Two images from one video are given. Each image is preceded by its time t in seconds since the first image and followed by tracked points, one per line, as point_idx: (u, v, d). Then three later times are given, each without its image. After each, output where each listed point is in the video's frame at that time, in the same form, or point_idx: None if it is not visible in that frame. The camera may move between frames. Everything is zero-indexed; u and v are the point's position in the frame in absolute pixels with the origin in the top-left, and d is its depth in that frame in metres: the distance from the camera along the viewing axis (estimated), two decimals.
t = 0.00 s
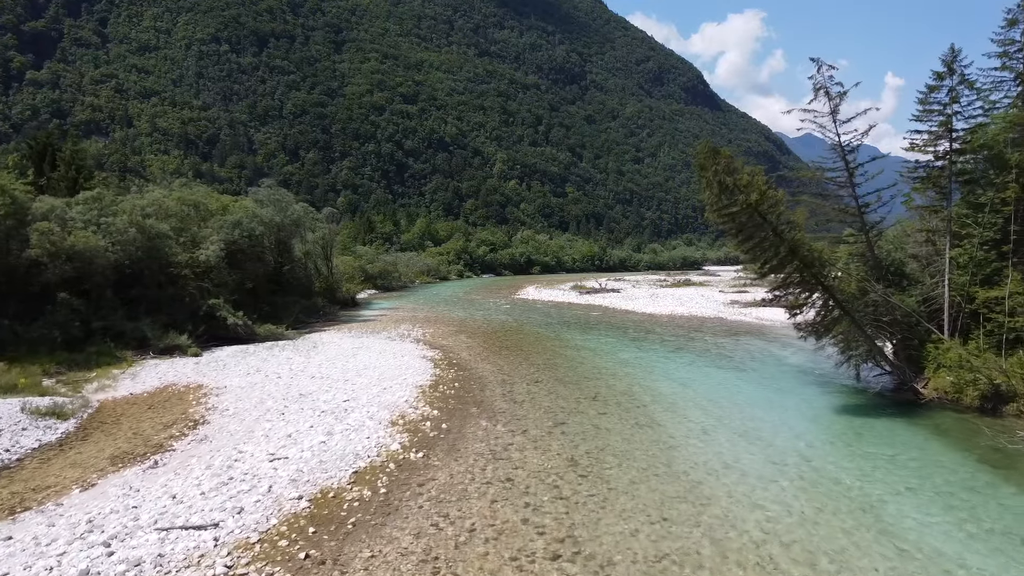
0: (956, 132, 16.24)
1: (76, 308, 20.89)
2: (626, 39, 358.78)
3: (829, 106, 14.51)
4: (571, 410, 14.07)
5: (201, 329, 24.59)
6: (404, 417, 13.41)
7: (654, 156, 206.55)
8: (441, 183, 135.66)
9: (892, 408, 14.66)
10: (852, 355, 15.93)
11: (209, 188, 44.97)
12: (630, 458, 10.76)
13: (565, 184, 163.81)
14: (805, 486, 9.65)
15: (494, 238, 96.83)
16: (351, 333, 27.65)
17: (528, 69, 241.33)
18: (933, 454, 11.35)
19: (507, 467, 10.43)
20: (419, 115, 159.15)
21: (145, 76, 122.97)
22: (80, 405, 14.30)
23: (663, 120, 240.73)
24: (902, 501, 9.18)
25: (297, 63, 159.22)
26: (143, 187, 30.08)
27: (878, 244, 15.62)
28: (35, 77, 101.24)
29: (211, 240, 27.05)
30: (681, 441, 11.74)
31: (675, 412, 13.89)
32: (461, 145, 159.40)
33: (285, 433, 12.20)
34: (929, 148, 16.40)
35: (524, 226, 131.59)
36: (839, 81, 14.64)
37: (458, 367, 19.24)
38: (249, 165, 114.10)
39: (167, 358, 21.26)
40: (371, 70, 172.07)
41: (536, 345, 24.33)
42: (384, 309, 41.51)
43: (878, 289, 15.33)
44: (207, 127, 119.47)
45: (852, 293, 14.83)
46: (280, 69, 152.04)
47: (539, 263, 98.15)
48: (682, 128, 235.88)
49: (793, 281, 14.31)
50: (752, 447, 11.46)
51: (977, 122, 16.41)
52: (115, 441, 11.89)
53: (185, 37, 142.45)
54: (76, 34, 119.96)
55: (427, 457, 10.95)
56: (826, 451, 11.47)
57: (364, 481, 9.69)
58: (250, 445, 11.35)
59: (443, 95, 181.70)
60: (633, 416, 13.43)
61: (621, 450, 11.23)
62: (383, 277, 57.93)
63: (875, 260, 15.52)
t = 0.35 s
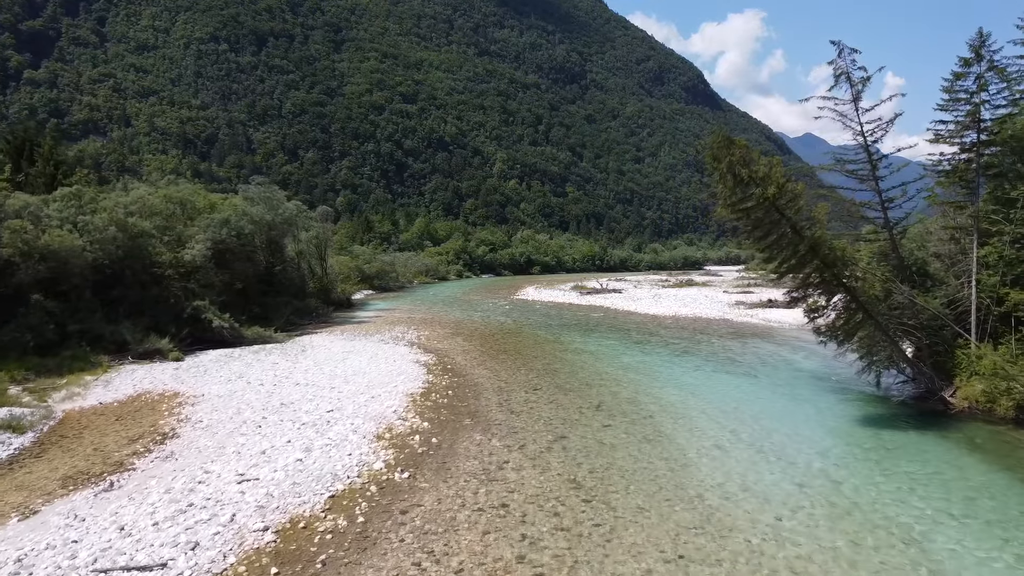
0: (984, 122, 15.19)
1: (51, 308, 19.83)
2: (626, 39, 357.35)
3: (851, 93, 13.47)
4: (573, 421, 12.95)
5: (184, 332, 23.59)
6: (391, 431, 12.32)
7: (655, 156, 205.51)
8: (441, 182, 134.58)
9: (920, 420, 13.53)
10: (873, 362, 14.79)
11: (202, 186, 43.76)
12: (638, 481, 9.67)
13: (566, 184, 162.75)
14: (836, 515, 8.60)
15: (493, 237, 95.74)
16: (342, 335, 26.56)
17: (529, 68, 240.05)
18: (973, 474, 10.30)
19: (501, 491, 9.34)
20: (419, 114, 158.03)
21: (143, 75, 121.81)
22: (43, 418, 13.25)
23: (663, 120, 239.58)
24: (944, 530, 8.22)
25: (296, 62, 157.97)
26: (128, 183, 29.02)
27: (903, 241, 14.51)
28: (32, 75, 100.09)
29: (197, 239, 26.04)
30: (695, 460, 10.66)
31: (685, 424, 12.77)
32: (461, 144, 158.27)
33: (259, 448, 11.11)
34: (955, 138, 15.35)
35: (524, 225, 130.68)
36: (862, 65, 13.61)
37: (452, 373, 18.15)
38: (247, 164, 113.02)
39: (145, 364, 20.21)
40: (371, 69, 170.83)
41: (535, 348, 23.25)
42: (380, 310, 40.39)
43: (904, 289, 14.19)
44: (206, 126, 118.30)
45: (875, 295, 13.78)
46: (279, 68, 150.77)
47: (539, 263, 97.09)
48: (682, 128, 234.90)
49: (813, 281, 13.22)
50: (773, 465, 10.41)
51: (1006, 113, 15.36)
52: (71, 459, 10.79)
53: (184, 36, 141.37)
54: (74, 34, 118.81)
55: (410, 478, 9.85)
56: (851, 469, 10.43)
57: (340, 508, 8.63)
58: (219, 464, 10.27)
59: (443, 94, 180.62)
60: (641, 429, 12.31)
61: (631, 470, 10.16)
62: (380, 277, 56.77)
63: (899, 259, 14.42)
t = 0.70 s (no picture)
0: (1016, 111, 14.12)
1: (23, 310, 18.83)
2: (627, 38, 356.15)
3: (876, 77, 12.41)
4: (576, 435, 11.85)
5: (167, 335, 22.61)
6: (375, 446, 11.23)
7: (655, 155, 204.45)
8: (440, 182, 133.48)
9: (948, 432, 12.49)
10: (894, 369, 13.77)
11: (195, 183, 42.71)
12: (647, 508, 8.62)
13: (566, 183, 161.66)
14: (872, 547, 7.63)
15: (492, 237, 94.61)
16: (333, 338, 25.50)
17: (529, 68, 239.03)
18: (1016, 495, 9.32)
19: (494, 519, 8.28)
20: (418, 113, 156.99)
21: (141, 74, 120.82)
22: None
23: (664, 119, 238.51)
24: (994, 566, 7.27)
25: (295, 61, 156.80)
26: (113, 180, 27.99)
27: (931, 237, 13.43)
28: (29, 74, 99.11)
29: (183, 237, 25.02)
30: (710, 481, 9.61)
31: (697, 438, 11.68)
32: (461, 143, 157.22)
33: (229, 466, 10.08)
34: (985, 128, 14.31)
35: (524, 225, 129.62)
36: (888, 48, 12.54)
37: (445, 380, 17.07)
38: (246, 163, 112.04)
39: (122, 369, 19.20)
40: (371, 67, 169.71)
41: (534, 352, 22.20)
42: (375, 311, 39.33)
43: (933, 291, 13.08)
44: (205, 125, 117.17)
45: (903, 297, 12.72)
46: (278, 67, 149.63)
47: (539, 262, 96.05)
48: (683, 127, 233.90)
49: (835, 281, 12.17)
50: (797, 487, 9.40)
51: None
52: (20, 479, 9.76)
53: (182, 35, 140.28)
54: (72, 32, 117.75)
55: (391, 505, 8.78)
56: (880, 489, 9.46)
57: (309, 542, 7.60)
58: (180, 486, 9.24)
59: (443, 93, 179.62)
60: (650, 445, 11.23)
61: (639, 493, 9.12)
62: (377, 277, 55.67)
63: (927, 257, 13.34)
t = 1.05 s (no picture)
0: None
1: None
2: (626, 37, 354.91)
3: (904, 60, 11.34)
4: (578, 451, 10.77)
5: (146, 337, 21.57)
6: (355, 464, 10.15)
7: (655, 155, 203.46)
8: (439, 181, 132.40)
9: (982, 446, 11.44)
10: (919, 376, 12.65)
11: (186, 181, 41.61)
12: (658, 542, 7.56)
13: (565, 183, 160.53)
14: None
15: (491, 236, 93.50)
16: (321, 341, 24.41)
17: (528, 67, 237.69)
18: None
19: (483, 556, 7.23)
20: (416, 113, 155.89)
21: (138, 73, 119.62)
22: None
23: (664, 119, 237.45)
24: None
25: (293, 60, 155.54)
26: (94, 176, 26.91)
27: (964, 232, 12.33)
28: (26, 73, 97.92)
29: (165, 235, 23.96)
30: (727, 508, 8.55)
31: (708, 455, 10.63)
32: (460, 142, 156.15)
33: (188, 490, 8.99)
34: (1017, 117, 13.29)
35: (523, 224, 128.59)
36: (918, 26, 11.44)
37: (436, 386, 16.00)
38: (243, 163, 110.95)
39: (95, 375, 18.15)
40: (369, 67, 168.47)
41: (531, 355, 21.15)
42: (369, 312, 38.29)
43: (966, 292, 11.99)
44: (202, 124, 115.91)
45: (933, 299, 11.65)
46: (276, 66, 148.32)
47: (538, 262, 95.07)
48: (683, 126, 232.89)
49: (860, 283, 11.23)
50: (824, 514, 8.37)
51: None
52: None
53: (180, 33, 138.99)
54: (69, 31, 116.44)
55: (367, 538, 7.70)
56: (916, 516, 8.47)
57: None
58: (127, 515, 8.15)
59: (441, 92, 178.44)
60: (657, 463, 10.17)
61: (650, 524, 8.04)
62: (373, 277, 54.61)
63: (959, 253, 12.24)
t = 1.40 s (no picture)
0: None
1: None
2: (624, 37, 353.76)
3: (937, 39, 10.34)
4: (578, 470, 9.73)
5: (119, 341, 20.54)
6: (329, 486, 9.08)
7: (653, 154, 202.53)
8: (436, 181, 131.33)
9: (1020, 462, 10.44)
10: (950, 386, 11.51)
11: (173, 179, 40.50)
12: None
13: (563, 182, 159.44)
14: None
15: (488, 236, 92.50)
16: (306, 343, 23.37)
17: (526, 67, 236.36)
18: None
19: None
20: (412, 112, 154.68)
21: (133, 72, 118.26)
22: None
23: (661, 118, 236.52)
24: None
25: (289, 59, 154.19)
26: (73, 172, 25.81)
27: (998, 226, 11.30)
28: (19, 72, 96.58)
29: (143, 233, 22.90)
30: (746, 542, 7.50)
31: (723, 475, 9.58)
32: (457, 142, 155.04)
33: (135, 519, 7.92)
34: None
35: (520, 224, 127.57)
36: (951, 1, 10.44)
37: (423, 394, 14.93)
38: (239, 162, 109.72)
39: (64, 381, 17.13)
40: (366, 66, 167.25)
41: (526, 359, 20.10)
42: (361, 312, 37.26)
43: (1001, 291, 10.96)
44: (197, 124, 114.53)
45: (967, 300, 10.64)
46: (271, 65, 146.95)
47: (535, 262, 94.13)
48: (681, 126, 232.04)
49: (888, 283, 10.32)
50: (859, 549, 7.34)
51: None
52: None
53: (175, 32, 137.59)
54: (63, 29, 114.97)
55: None
56: (961, 549, 7.48)
57: None
58: (58, 552, 7.08)
59: (438, 91, 177.19)
60: (667, 486, 9.12)
61: (661, 564, 6.98)
62: (367, 277, 53.57)
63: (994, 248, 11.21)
